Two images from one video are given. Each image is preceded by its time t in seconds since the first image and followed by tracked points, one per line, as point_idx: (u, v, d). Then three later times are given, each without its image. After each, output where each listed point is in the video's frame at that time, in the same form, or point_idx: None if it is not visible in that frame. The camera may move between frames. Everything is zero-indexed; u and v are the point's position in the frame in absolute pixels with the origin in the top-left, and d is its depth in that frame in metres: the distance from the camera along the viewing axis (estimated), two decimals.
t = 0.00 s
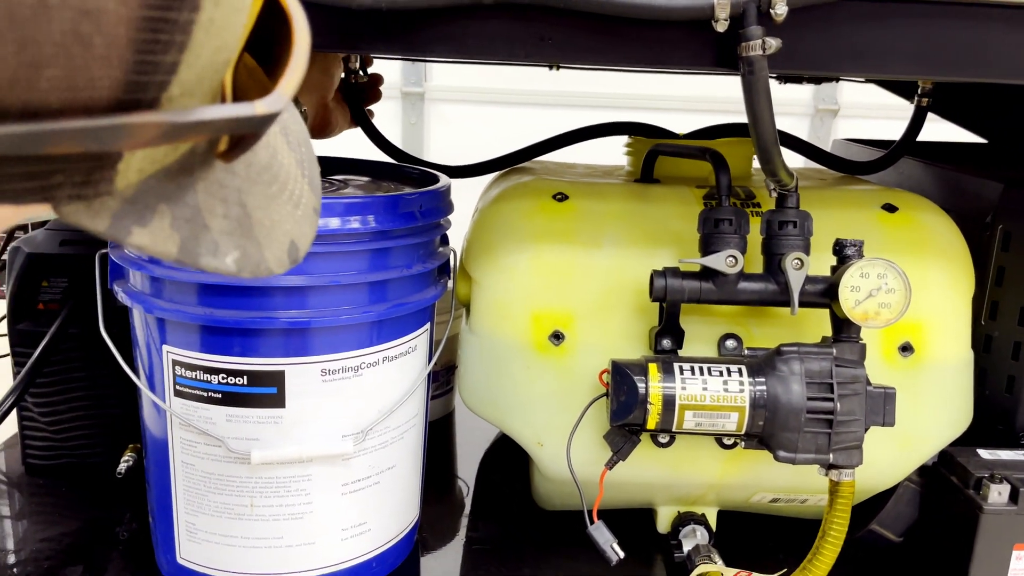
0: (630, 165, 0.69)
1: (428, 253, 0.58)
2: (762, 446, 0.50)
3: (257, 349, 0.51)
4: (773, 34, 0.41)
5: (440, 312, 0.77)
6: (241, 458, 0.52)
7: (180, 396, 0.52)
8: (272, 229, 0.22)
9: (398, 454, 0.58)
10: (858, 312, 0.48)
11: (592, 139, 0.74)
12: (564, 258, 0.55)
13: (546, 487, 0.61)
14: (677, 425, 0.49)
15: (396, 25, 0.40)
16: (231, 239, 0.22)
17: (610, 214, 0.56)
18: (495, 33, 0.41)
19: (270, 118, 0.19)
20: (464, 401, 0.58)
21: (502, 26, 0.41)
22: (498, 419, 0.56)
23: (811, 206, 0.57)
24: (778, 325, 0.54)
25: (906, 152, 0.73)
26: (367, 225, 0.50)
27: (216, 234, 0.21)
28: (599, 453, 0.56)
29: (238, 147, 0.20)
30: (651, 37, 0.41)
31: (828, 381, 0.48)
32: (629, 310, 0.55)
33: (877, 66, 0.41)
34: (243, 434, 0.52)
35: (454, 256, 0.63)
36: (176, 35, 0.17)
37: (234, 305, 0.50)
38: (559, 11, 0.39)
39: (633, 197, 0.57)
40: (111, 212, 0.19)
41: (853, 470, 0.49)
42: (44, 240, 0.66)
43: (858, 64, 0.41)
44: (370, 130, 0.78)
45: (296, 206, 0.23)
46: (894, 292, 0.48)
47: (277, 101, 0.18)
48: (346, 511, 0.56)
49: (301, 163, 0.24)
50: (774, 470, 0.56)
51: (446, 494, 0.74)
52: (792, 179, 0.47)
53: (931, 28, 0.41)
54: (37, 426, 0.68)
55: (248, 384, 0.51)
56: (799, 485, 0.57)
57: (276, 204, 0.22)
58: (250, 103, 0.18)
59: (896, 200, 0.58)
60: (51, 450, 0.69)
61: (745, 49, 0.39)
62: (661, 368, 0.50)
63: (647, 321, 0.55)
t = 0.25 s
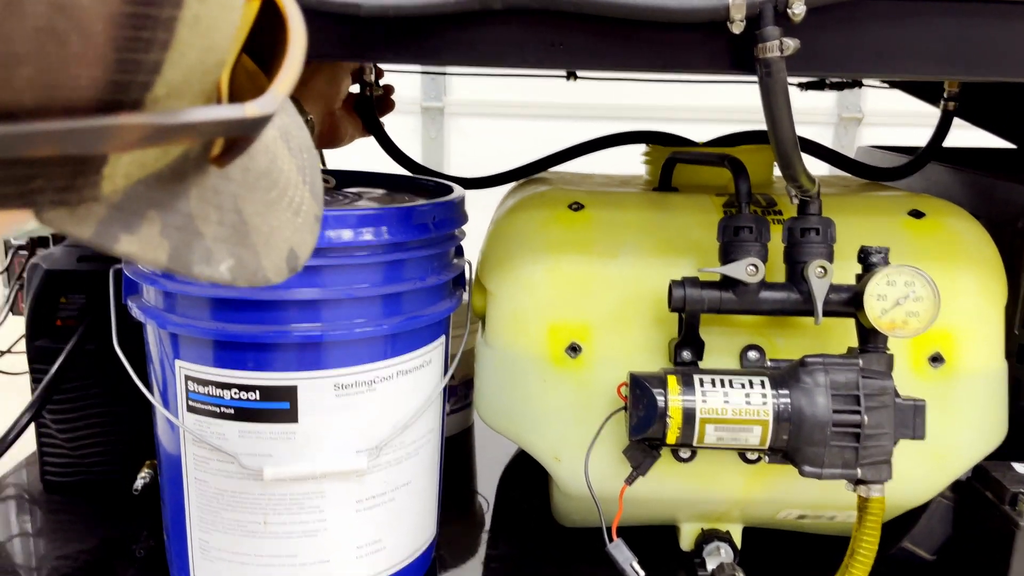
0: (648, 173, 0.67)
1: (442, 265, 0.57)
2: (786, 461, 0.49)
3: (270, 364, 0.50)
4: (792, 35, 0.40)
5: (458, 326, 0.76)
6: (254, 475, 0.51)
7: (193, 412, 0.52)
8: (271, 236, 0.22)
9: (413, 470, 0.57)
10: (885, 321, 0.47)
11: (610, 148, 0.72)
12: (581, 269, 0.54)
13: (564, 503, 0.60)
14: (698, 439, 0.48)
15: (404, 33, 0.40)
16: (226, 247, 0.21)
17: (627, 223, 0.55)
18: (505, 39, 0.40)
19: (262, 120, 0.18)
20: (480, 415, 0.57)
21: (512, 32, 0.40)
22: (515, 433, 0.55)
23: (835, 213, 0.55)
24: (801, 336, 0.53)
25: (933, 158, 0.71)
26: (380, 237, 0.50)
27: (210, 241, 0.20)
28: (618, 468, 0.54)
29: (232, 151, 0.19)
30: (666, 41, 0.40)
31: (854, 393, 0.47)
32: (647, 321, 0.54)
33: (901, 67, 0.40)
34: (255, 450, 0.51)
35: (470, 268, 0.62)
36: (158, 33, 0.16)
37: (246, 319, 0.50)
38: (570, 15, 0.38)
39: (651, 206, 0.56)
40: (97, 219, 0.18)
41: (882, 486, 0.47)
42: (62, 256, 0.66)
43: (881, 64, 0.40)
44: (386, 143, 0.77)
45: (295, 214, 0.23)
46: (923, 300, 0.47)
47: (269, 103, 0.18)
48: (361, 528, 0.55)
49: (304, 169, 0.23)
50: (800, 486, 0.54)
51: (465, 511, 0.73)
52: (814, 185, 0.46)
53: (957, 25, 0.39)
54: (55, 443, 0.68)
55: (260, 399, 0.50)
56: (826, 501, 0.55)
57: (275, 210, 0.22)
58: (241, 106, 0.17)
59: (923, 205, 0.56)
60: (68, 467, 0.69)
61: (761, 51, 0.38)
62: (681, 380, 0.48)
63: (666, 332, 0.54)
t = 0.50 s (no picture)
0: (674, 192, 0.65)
1: (458, 288, 0.55)
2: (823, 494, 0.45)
3: (281, 391, 0.48)
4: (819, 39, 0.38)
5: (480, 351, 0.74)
6: (262, 506, 0.49)
7: (201, 441, 0.50)
8: (234, 256, 0.20)
9: (429, 501, 0.55)
10: (927, 343, 0.43)
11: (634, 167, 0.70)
12: (601, 290, 0.51)
13: (588, 537, 0.57)
14: (727, 470, 0.45)
15: (409, 44, 0.38)
16: (182, 266, 0.19)
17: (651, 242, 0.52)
18: (515, 49, 0.38)
19: (211, 125, 0.16)
20: (499, 444, 0.55)
21: (522, 41, 0.38)
22: (534, 463, 0.53)
23: (871, 230, 0.52)
24: (836, 360, 0.50)
25: (975, 173, 0.68)
26: (391, 258, 0.48)
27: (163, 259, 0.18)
28: (642, 502, 0.51)
29: (186, 159, 0.17)
30: (685, 47, 0.38)
31: (895, 422, 0.43)
32: (672, 345, 0.51)
33: (938, 70, 0.37)
34: (264, 480, 0.49)
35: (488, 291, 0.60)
36: (74, 22, 0.14)
37: (254, 344, 0.48)
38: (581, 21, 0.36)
39: (675, 224, 0.54)
40: (23, 233, 0.16)
41: (927, 522, 0.44)
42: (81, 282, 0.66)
43: (917, 68, 0.37)
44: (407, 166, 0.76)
45: (267, 229, 0.21)
46: (968, 320, 0.43)
47: (220, 105, 0.16)
48: (374, 563, 0.52)
49: (278, 181, 0.22)
50: (839, 520, 0.51)
51: (488, 543, 0.71)
52: (846, 200, 0.43)
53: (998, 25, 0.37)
54: (71, 472, 0.67)
55: (269, 427, 0.48)
56: (867, 537, 0.52)
57: (239, 226, 0.20)
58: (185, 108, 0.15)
59: (966, 221, 0.53)
60: (84, 496, 0.68)
61: (786, 54, 0.35)
62: (708, 408, 0.46)
63: (692, 357, 0.51)
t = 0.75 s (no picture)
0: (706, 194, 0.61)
1: (472, 295, 0.51)
2: (872, 522, 0.41)
3: (283, 405, 0.45)
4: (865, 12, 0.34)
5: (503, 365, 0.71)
6: (262, 528, 0.46)
7: (199, 458, 0.47)
8: (154, 232, 0.16)
9: (442, 524, 0.51)
10: (990, 354, 0.39)
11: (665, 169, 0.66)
12: (628, 297, 0.47)
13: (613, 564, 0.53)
14: (764, 494, 0.41)
15: (409, 26, 0.35)
16: (79, 241, 0.15)
17: (682, 245, 0.48)
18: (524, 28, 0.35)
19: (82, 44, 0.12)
20: (517, 463, 0.51)
21: (532, 19, 0.35)
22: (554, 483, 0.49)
23: (923, 231, 0.48)
24: (885, 373, 0.45)
25: None
26: (400, 262, 0.44)
27: (47, 230, 0.15)
28: (672, 528, 0.47)
29: (66, 103, 0.15)
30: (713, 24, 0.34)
31: (955, 442, 0.39)
32: (704, 356, 0.47)
33: (1001, 44, 0.33)
34: (264, 500, 0.46)
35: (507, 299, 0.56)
36: None
37: (253, 354, 0.45)
38: None
39: (708, 225, 0.50)
40: None
41: (992, 555, 0.39)
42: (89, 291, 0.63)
43: (977, 41, 0.33)
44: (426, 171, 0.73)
45: (204, 204, 0.17)
46: None
47: (93, 22, 0.12)
48: None
49: (225, 149, 0.18)
50: (890, 551, 0.46)
51: (510, 568, 0.67)
52: (896, 194, 0.39)
53: None
54: (78, 488, 0.65)
55: (268, 444, 0.45)
56: (922, 569, 0.47)
57: (161, 196, 0.16)
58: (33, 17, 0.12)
59: None
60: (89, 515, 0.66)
61: (828, 27, 0.31)
62: (742, 424, 0.41)
63: (726, 369, 0.47)
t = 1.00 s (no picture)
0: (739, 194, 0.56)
1: (482, 303, 0.47)
2: (937, 561, 0.35)
3: (272, 423, 0.41)
4: None
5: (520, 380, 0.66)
6: (249, 558, 0.42)
7: (181, 480, 0.43)
8: None
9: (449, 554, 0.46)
10: None
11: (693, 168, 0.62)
12: (654, 304, 0.43)
13: None
14: (809, 528, 0.35)
15: None
16: None
17: (715, 246, 0.43)
18: None
19: None
20: (531, 487, 0.46)
21: None
22: (571, 511, 0.44)
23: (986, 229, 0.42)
24: (945, 389, 0.40)
25: None
26: (400, 265, 0.40)
27: None
28: (703, 562, 0.42)
29: None
30: None
31: None
32: (739, 370, 0.42)
33: None
34: (250, 527, 0.42)
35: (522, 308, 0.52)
36: None
37: (239, 365, 0.41)
38: None
39: (743, 224, 0.45)
40: None
41: None
42: (82, 300, 0.60)
43: None
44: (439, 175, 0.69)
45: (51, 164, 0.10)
46: None
47: None
48: None
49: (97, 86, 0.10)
50: None
51: None
52: (962, 188, 0.34)
53: None
54: (69, 510, 0.61)
55: (254, 465, 0.41)
56: None
57: None
58: None
59: None
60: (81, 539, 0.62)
61: None
62: (784, 448, 0.36)
63: (764, 385, 0.42)
